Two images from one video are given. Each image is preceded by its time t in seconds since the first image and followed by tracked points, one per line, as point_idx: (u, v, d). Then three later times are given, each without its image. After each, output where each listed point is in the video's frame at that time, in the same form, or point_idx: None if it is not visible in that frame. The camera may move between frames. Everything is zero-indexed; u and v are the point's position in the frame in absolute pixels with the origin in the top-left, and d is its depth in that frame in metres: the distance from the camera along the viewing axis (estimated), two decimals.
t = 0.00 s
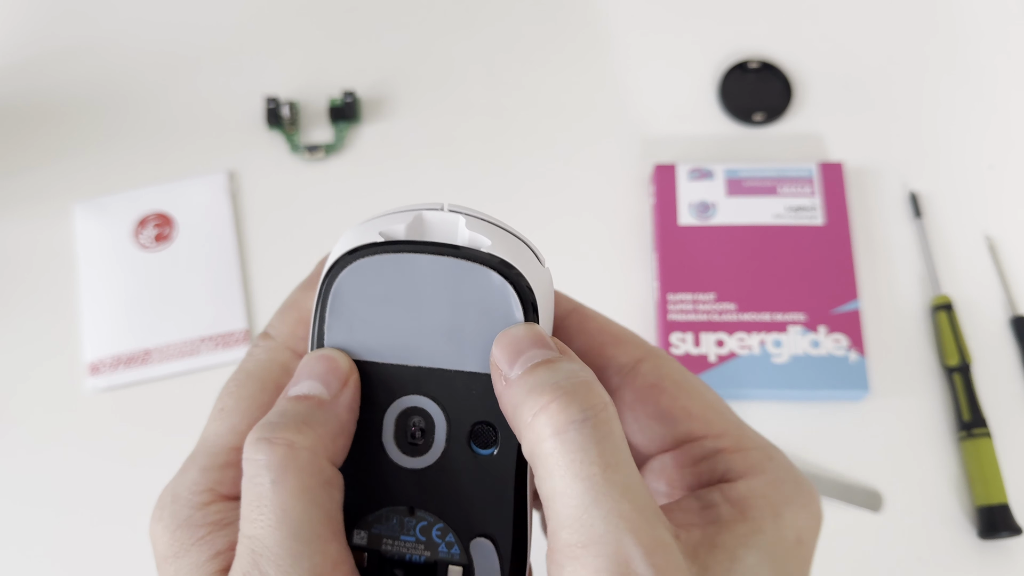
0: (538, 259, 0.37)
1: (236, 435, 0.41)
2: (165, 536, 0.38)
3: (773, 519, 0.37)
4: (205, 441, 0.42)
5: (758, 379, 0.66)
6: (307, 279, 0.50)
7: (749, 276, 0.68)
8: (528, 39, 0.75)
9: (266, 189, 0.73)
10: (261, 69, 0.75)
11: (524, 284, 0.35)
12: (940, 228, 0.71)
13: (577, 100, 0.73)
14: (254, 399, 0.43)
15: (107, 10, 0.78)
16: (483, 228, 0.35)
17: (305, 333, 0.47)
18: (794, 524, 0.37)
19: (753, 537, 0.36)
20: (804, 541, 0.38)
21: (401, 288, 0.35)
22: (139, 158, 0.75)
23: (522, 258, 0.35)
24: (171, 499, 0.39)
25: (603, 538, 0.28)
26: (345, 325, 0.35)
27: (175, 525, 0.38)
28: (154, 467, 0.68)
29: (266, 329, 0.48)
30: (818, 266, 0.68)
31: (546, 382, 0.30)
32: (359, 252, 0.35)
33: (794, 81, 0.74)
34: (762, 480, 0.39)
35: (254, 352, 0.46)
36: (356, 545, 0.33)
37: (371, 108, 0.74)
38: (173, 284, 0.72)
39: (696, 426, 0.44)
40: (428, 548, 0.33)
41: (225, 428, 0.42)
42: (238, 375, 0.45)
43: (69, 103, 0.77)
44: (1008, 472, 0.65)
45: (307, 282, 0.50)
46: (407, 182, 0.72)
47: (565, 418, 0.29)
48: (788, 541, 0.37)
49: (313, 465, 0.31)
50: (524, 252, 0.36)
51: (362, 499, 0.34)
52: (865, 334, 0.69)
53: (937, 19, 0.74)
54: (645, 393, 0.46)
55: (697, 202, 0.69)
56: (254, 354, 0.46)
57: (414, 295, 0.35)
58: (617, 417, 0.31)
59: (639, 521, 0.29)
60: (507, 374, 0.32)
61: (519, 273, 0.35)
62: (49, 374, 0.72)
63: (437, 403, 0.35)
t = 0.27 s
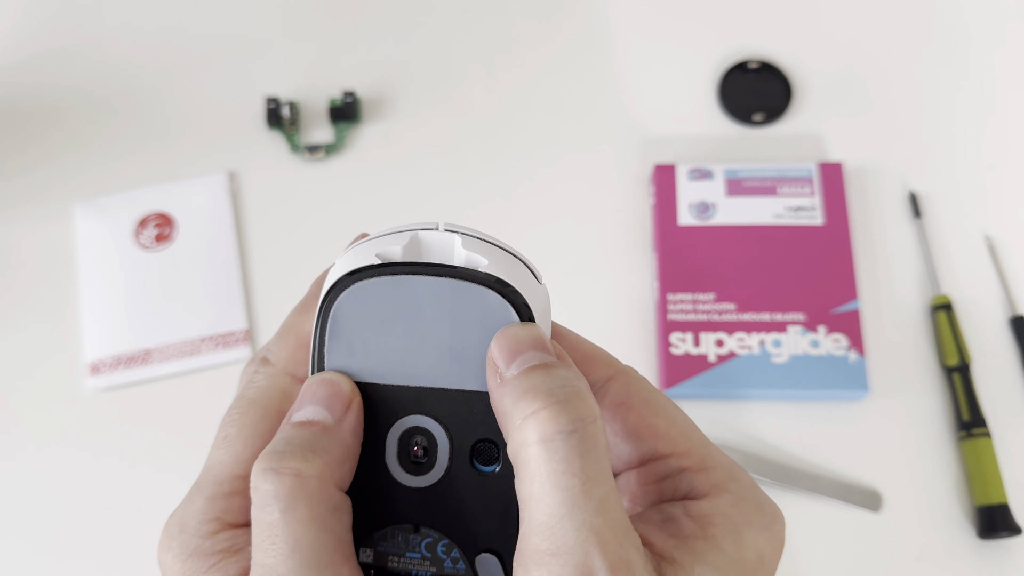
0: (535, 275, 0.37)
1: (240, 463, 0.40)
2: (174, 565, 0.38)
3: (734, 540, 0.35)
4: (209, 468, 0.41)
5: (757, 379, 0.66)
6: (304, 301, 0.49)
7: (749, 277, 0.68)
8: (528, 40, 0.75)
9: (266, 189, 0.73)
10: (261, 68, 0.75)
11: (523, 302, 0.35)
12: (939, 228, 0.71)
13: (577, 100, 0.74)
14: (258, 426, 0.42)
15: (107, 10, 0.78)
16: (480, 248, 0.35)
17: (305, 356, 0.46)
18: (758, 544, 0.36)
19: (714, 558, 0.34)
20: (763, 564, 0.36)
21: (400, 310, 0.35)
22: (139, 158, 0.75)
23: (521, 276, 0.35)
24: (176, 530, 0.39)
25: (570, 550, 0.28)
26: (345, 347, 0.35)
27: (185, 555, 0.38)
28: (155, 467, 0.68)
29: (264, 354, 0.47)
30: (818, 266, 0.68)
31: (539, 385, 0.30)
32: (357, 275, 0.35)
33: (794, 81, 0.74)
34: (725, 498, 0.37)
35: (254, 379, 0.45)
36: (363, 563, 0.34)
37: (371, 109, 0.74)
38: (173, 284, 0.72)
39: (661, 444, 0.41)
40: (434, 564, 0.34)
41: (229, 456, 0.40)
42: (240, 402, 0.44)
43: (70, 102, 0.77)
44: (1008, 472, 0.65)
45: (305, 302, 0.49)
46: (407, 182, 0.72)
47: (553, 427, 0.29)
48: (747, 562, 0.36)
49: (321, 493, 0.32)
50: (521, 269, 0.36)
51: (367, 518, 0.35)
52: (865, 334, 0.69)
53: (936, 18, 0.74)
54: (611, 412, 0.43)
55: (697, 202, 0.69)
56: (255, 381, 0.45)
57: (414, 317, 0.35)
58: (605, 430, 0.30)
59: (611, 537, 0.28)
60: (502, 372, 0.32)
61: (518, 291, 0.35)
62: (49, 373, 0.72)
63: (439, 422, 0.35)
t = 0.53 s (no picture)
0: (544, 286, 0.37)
1: (244, 481, 0.40)
2: None
3: (743, 549, 0.35)
4: (213, 484, 0.40)
5: (759, 379, 0.66)
6: (308, 312, 0.48)
7: (750, 278, 0.68)
8: (528, 40, 0.75)
9: (266, 189, 0.73)
10: (261, 68, 0.75)
11: (531, 314, 0.35)
12: (939, 228, 0.71)
13: (577, 101, 0.74)
14: (262, 442, 0.41)
15: (107, 8, 0.78)
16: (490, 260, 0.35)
17: (311, 369, 0.45)
18: (764, 552, 0.36)
19: (720, 565, 0.34)
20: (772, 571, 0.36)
21: (408, 323, 0.35)
22: (139, 157, 0.75)
23: (529, 288, 0.35)
24: (184, 545, 0.39)
25: (572, 554, 0.28)
26: (352, 361, 0.35)
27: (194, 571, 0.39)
28: (155, 467, 0.68)
29: (270, 366, 0.46)
30: (818, 265, 0.68)
31: (544, 387, 0.30)
32: (364, 288, 0.35)
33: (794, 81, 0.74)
34: (736, 507, 0.37)
35: (259, 394, 0.44)
36: None
37: (371, 109, 0.74)
38: (173, 284, 0.72)
39: (669, 452, 0.40)
40: None
41: (234, 472, 0.40)
42: (244, 419, 0.42)
43: (70, 102, 0.77)
44: (1008, 472, 0.65)
45: (309, 314, 0.48)
46: (407, 182, 0.72)
47: (556, 431, 0.29)
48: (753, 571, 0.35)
49: (328, 512, 0.32)
50: (530, 281, 0.36)
51: (374, 530, 0.35)
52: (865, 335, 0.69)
53: (936, 18, 0.74)
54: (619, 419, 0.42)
55: (697, 202, 0.69)
56: (259, 396, 0.44)
57: (422, 330, 0.35)
58: (610, 434, 0.30)
59: (612, 543, 0.29)
60: (507, 372, 0.32)
61: (526, 303, 0.35)
62: (50, 373, 0.72)
63: (448, 437, 0.35)
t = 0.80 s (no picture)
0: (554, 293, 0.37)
1: (256, 484, 0.39)
2: None
3: (735, 526, 0.35)
4: (224, 486, 0.40)
5: (757, 378, 0.66)
6: (321, 315, 0.47)
7: (749, 277, 0.68)
8: (528, 40, 0.75)
9: (266, 189, 0.73)
10: (260, 68, 0.75)
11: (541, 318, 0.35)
12: (939, 228, 0.71)
13: (577, 101, 0.74)
14: (274, 447, 0.40)
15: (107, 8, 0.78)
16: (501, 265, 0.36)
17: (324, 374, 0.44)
18: (757, 528, 0.36)
19: (714, 539, 0.34)
20: (763, 548, 0.36)
21: (421, 326, 0.35)
22: (139, 157, 0.75)
23: (539, 293, 0.36)
24: (196, 547, 0.39)
25: (566, 532, 0.28)
26: (364, 364, 0.36)
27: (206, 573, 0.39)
28: (155, 467, 0.68)
29: (282, 369, 0.45)
30: (818, 265, 0.68)
31: (538, 369, 0.30)
32: (378, 292, 0.36)
33: (794, 81, 0.74)
34: (727, 486, 0.37)
35: (270, 397, 0.43)
36: None
37: (371, 109, 0.74)
38: (173, 283, 0.72)
39: (660, 436, 0.40)
40: None
41: (246, 475, 0.39)
42: (256, 421, 0.42)
43: (70, 102, 0.77)
44: (1008, 471, 0.65)
45: (320, 318, 0.47)
46: (407, 182, 0.72)
47: (550, 410, 0.29)
48: (747, 545, 0.35)
49: (341, 513, 0.32)
50: (540, 286, 0.36)
51: (384, 532, 0.35)
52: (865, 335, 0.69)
53: (936, 18, 0.74)
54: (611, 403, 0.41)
55: (697, 202, 0.69)
56: (270, 400, 0.43)
57: (434, 333, 0.35)
58: (604, 415, 0.30)
59: (605, 520, 0.28)
60: (506, 358, 0.32)
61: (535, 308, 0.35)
62: (49, 373, 0.72)
63: (459, 439, 0.35)
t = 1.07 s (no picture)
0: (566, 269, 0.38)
1: (275, 444, 0.39)
2: (200, 534, 0.37)
3: (732, 492, 0.34)
4: (238, 446, 0.39)
5: (757, 377, 0.66)
6: (343, 294, 0.47)
7: (749, 277, 0.68)
8: (528, 39, 0.75)
9: (266, 189, 0.73)
10: (259, 69, 0.75)
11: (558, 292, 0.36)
12: (939, 228, 0.71)
13: (578, 100, 0.74)
14: (293, 412, 0.40)
15: (106, 9, 0.78)
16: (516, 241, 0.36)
17: (345, 348, 0.44)
18: (756, 495, 0.34)
19: (709, 503, 0.33)
20: (765, 516, 0.34)
21: (441, 299, 0.36)
22: (138, 158, 0.75)
23: (554, 267, 0.37)
24: (204, 501, 0.38)
25: (562, 489, 0.28)
26: (386, 339, 0.36)
27: (210, 525, 0.37)
28: (155, 467, 0.68)
29: (302, 340, 0.44)
30: (817, 266, 0.68)
31: (542, 334, 0.30)
32: (398, 268, 0.36)
33: (794, 81, 0.74)
34: (725, 456, 0.35)
35: (291, 365, 0.43)
36: (403, 546, 0.34)
37: (371, 108, 0.74)
38: (173, 284, 0.72)
39: (659, 411, 0.39)
40: (473, 545, 0.34)
41: (262, 435, 0.39)
42: (276, 386, 0.42)
43: (69, 103, 0.77)
44: (1008, 471, 0.65)
45: (345, 295, 0.46)
46: (408, 182, 0.72)
47: (549, 369, 0.29)
48: (743, 512, 0.33)
49: (363, 457, 0.32)
50: (554, 262, 0.37)
51: (407, 500, 0.35)
52: (864, 335, 0.69)
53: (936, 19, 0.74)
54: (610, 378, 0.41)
55: (697, 202, 0.69)
56: (291, 367, 0.43)
57: (454, 306, 0.36)
58: (604, 377, 0.30)
59: (602, 475, 0.28)
60: (516, 327, 0.33)
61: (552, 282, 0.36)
62: (49, 372, 0.72)
63: (479, 407, 0.36)
